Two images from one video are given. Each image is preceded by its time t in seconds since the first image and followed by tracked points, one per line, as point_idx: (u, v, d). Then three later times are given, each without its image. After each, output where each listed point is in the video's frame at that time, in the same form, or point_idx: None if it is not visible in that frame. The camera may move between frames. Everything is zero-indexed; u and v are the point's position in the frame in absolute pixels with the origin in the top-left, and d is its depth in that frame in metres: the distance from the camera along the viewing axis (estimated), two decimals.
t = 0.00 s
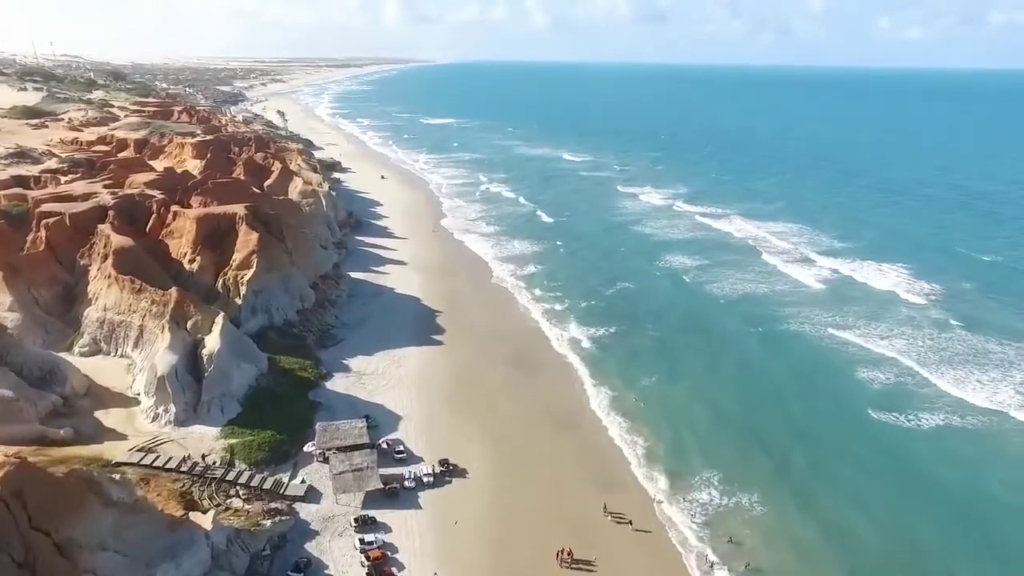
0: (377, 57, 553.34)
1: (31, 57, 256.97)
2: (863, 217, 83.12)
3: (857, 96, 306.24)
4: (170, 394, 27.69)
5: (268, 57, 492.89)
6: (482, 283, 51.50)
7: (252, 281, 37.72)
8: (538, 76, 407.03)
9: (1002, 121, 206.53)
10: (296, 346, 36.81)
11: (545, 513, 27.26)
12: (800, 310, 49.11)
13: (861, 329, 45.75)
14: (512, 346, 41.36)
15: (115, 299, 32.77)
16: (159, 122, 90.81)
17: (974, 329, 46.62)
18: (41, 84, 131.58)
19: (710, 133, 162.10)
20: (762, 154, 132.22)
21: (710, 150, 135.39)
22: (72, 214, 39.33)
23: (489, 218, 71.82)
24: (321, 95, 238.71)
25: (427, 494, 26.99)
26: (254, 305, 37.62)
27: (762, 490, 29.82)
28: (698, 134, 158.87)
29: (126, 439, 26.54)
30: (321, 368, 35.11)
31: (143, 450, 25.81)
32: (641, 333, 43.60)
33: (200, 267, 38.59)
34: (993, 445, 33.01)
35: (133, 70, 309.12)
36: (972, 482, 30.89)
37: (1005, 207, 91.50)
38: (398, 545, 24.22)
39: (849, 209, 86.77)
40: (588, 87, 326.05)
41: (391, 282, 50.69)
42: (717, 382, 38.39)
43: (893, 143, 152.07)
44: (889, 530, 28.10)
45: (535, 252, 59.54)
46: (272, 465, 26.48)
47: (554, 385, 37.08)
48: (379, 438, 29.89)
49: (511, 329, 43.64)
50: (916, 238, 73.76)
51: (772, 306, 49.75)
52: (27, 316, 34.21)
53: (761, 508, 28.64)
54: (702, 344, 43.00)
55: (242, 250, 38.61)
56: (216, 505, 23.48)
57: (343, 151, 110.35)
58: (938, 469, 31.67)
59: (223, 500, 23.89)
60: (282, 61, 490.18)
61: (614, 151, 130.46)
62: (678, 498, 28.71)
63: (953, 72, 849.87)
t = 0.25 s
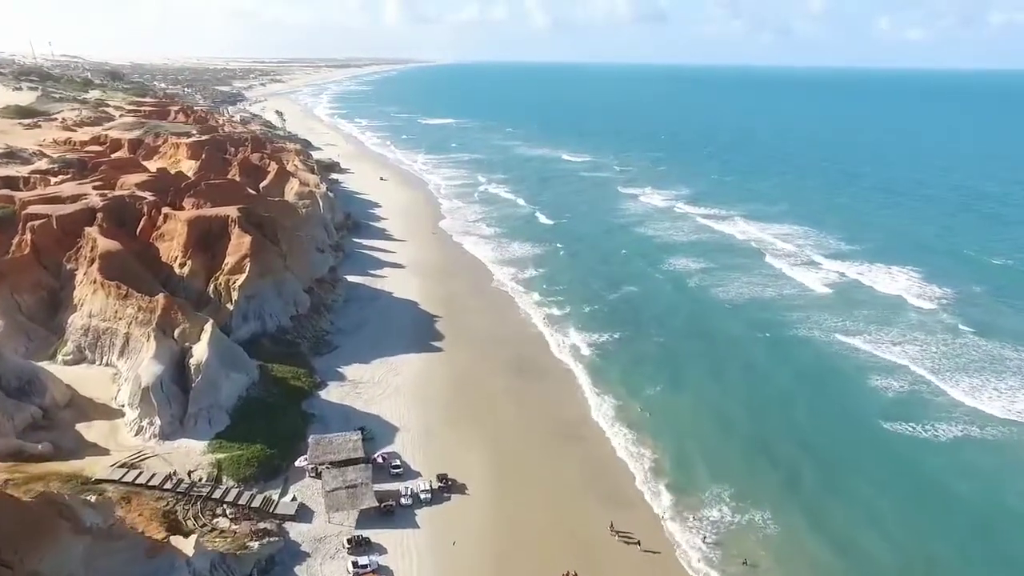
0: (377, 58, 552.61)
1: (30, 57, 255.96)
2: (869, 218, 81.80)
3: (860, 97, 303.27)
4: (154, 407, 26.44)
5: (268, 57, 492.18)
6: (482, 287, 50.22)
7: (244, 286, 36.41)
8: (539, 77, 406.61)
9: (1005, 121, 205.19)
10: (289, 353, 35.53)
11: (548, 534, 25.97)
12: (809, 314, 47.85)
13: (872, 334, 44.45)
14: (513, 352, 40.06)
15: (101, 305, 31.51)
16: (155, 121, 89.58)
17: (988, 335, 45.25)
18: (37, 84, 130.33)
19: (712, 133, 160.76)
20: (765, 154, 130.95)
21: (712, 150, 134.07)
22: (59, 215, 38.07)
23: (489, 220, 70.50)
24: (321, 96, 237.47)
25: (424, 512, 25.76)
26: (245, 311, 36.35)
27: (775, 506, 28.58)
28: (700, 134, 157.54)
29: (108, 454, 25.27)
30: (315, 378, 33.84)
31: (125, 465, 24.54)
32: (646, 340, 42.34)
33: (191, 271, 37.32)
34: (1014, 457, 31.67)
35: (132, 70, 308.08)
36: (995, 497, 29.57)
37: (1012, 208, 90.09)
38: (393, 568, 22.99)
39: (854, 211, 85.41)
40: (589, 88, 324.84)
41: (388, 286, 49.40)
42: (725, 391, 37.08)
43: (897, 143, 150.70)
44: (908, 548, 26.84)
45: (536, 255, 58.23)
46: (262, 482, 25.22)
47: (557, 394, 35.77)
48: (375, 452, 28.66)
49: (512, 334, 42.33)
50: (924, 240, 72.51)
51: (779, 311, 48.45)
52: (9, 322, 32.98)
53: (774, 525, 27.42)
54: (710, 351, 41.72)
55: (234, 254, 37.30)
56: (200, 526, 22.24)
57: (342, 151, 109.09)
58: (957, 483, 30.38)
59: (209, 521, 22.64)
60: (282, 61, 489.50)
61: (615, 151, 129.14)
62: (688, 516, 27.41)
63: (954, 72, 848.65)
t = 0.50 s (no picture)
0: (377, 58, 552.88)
1: (28, 57, 255.24)
2: (874, 219, 80.65)
3: (860, 97, 302.43)
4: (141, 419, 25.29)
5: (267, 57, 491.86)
6: (481, 291, 49.11)
7: (237, 290, 35.19)
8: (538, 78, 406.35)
9: (1006, 121, 204.24)
10: (283, 360, 34.39)
11: (552, 553, 24.85)
12: (817, 318, 46.73)
13: (881, 339, 43.30)
14: (513, 359, 38.91)
15: (87, 312, 30.34)
16: (151, 121, 88.43)
17: (1000, 340, 44.06)
18: (33, 83, 129.15)
19: (713, 133, 159.63)
20: (767, 154, 129.84)
21: (714, 150, 132.86)
22: (47, 218, 36.89)
23: (489, 221, 69.37)
24: (319, 96, 236.46)
25: (421, 529, 24.68)
26: (239, 316, 35.20)
27: (788, 522, 27.48)
28: (701, 135, 156.40)
29: (91, 469, 24.14)
30: (310, 386, 32.68)
31: (108, 481, 23.40)
32: (650, 346, 41.22)
33: (183, 276, 36.13)
34: None
35: (130, 70, 306.92)
36: (1016, 513, 28.47)
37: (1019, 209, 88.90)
38: None
39: (858, 212, 84.33)
40: (589, 88, 323.80)
41: (386, 289, 48.29)
42: (732, 400, 35.97)
43: (899, 143, 149.57)
44: (928, 567, 25.71)
45: (537, 257, 57.09)
46: (252, 498, 24.10)
47: (559, 403, 34.63)
48: (370, 466, 27.55)
49: (513, 340, 41.18)
50: (931, 241, 71.41)
51: (786, 315, 47.30)
52: None
53: (787, 543, 26.33)
54: (716, 358, 40.59)
55: (227, 257, 36.10)
56: (186, 547, 21.14)
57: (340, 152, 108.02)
58: (975, 497, 29.27)
59: (195, 540, 21.54)
60: (282, 61, 488.87)
61: (616, 151, 128.00)
62: (699, 535, 26.26)
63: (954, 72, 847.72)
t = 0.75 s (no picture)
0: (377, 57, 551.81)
1: (26, 57, 254.01)
2: (881, 221, 79.36)
3: (862, 97, 301.12)
4: (122, 434, 23.99)
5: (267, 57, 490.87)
6: (482, 295, 47.85)
7: (228, 296, 33.89)
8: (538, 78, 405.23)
9: (1010, 121, 202.88)
10: (276, 369, 33.14)
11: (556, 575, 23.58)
12: (828, 324, 45.44)
13: (893, 345, 42.02)
14: (515, 366, 37.59)
15: (69, 319, 29.05)
16: (147, 121, 87.19)
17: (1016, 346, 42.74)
18: (29, 83, 127.81)
19: (715, 133, 158.31)
20: (770, 155, 128.56)
21: (716, 151, 131.55)
22: (32, 220, 35.63)
23: (489, 223, 68.12)
24: (319, 96, 235.18)
25: (417, 550, 23.43)
26: (230, 322, 33.92)
27: (803, 541, 26.21)
28: (703, 135, 155.17)
29: (69, 487, 22.92)
30: (303, 396, 31.41)
31: (86, 501, 22.19)
32: (656, 353, 39.94)
33: (172, 280, 34.80)
34: None
35: (128, 70, 305.78)
36: None
37: None
38: None
39: (864, 213, 83.05)
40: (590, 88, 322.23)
41: (384, 294, 47.05)
42: (742, 411, 34.67)
43: (903, 144, 148.25)
44: None
45: (538, 260, 55.83)
46: (239, 518, 22.85)
47: (563, 413, 33.31)
48: (366, 483, 26.23)
49: (514, 347, 39.86)
50: (940, 243, 70.11)
51: (794, 320, 46.03)
52: None
53: (802, 564, 25.06)
54: (725, 366, 39.31)
55: (218, 262, 34.77)
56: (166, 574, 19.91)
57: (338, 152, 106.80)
58: (997, 512, 27.96)
59: (176, 566, 20.30)
60: (282, 61, 487.82)
61: (618, 151, 126.75)
62: (711, 557, 24.97)
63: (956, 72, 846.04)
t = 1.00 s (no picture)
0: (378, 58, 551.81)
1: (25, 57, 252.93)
2: (887, 222, 78.23)
3: (864, 97, 299.92)
4: (105, 449, 22.83)
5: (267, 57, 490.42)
6: (482, 299, 46.73)
7: (220, 302, 32.72)
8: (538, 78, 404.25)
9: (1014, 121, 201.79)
10: (269, 378, 31.97)
11: None
12: (838, 329, 44.29)
13: (906, 351, 40.87)
14: (514, 375, 36.35)
15: (53, 327, 27.90)
16: (143, 121, 86.10)
17: None
18: (25, 83, 126.62)
19: (717, 134, 157.22)
20: (773, 155, 127.44)
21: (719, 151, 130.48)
22: (18, 223, 34.52)
23: (490, 225, 67.01)
24: (319, 96, 234.04)
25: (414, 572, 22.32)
26: (221, 329, 32.76)
27: (818, 561, 25.04)
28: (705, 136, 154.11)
29: (48, 506, 21.78)
30: (297, 405, 30.27)
31: (65, 521, 21.00)
32: (662, 361, 38.76)
33: (163, 285, 33.66)
34: None
35: (127, 70, 304.73)
36: None
37: None
38: None
39: (871, 214, 81.94)
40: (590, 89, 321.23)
41: (383, 298, 45.92)
42: (750, 422, 33.50)
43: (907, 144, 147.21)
44: None
45: (540, 263, 54.72)
46: (226, 538, 21.70)
47: (563, 424, 32.02)
48: (361, 499, 25.08)
49: (513, 354, 38.66)
50: (948, 245, 68.98)
51: (803, 325, 44.89)
52: None
53: None
54: (731, 373, 38.16)
55: (210, 266, 33.62)
56: None
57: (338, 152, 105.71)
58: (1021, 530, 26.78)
59: None
60: (282, 61, 486.49)
61: (619, 152, 125.68)
62: None
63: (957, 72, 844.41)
